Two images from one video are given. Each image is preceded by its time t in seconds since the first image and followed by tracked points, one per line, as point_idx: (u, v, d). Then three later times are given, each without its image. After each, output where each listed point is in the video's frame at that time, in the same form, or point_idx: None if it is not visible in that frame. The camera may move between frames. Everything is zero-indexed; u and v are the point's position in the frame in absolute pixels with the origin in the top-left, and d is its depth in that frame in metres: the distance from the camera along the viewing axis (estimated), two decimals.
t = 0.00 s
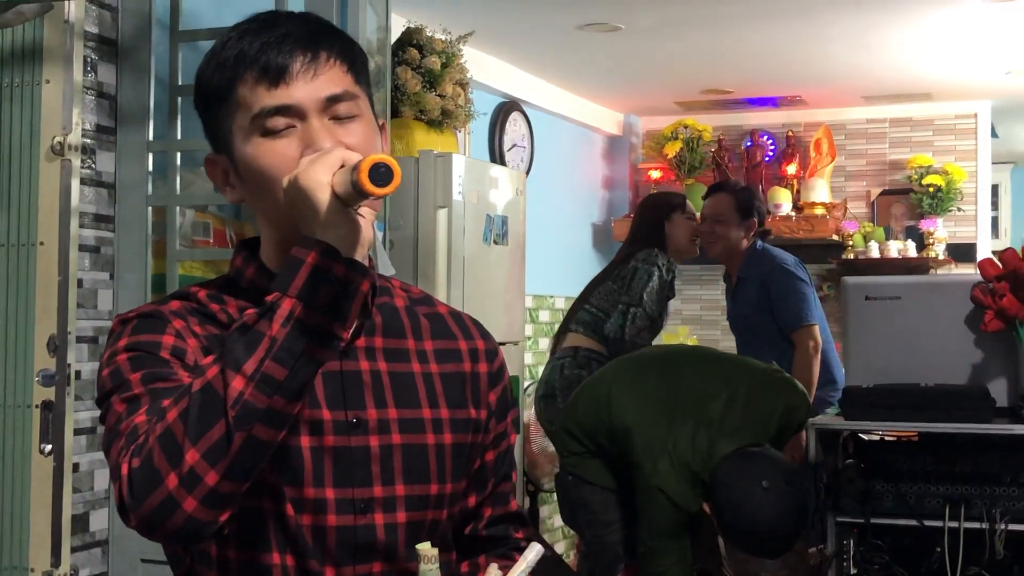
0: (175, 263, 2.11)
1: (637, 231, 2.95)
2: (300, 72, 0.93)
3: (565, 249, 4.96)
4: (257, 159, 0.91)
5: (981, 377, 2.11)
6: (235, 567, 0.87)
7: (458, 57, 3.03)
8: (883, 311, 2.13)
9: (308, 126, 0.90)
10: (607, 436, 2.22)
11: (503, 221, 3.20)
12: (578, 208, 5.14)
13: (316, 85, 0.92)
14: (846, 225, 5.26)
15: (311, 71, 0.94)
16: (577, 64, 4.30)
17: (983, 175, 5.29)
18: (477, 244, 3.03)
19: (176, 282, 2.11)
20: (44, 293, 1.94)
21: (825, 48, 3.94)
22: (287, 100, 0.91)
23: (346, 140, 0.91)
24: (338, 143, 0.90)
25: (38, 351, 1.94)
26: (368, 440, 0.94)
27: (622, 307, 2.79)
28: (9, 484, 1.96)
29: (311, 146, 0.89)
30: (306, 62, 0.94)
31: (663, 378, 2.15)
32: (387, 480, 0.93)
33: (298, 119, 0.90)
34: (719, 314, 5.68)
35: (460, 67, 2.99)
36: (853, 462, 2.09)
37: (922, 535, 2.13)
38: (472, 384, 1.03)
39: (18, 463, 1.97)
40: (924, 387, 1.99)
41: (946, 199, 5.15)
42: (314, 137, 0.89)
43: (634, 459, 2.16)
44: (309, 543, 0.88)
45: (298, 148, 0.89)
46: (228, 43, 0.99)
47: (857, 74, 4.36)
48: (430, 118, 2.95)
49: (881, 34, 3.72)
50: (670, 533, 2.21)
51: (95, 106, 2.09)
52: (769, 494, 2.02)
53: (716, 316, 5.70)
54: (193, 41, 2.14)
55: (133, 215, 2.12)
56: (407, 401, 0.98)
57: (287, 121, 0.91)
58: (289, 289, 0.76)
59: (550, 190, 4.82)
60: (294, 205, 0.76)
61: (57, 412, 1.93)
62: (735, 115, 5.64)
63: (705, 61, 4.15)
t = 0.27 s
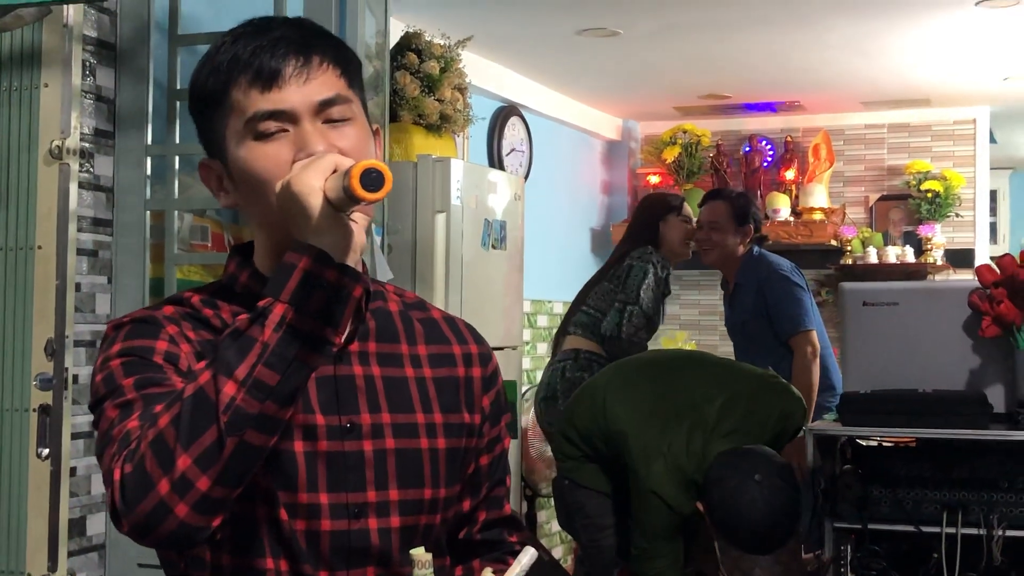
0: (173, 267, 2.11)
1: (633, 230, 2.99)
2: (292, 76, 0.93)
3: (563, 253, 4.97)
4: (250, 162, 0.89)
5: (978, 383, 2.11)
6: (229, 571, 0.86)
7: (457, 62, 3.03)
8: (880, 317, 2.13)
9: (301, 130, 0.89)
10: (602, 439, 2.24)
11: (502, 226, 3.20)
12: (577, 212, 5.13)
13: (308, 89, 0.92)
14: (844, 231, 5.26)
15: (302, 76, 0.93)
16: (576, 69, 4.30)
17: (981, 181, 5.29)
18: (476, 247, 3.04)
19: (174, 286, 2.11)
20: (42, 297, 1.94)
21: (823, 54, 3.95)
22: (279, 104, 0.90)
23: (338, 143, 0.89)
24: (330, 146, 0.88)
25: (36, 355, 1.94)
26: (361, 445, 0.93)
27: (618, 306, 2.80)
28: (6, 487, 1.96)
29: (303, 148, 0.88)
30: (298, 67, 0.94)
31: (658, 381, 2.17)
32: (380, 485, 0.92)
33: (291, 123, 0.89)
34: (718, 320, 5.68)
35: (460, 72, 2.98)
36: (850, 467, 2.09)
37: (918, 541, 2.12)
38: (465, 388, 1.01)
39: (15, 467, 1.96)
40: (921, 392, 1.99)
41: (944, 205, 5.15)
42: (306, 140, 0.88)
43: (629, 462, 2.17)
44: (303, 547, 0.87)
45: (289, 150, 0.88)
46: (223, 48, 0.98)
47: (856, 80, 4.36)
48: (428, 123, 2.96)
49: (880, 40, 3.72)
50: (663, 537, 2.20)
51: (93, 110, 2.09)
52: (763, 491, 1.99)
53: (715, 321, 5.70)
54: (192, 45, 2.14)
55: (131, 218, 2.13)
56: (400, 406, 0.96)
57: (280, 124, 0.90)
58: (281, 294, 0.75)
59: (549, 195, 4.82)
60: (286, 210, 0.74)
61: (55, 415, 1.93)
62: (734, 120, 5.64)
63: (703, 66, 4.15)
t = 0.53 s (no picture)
0: (173, 273, 2.10)
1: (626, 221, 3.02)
2: (287, 83, 0.92)
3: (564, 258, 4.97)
4: (244, 167, 0.88)
5: (976, 392, 2.11)
6: None
7: (456, 69, 3.04)
8: (878, 325, 2.14)
9: (295, 135, 0.87)
10: (600, 446, 2.24)
11: (501, 233, 3.21)
12: (576, 219, 5.14)
13: (303, 95, 0.90)
14: (844, 237, 5.27)
15: (297, 82, 0.92)
16: (576, 75, 4.31)
17: (981, 188, 5.30)
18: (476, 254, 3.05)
19: (173, 291, 2.11)
20: (42, 302, 1.94)
21: (823, 61, 3.95)
22: (275, 110, 0.89)
23: (333, 148, 0.88)
24: (324, 150, 0.86)
25: (35, 360, 1.94)
26: (357, 452, 0.92)
27: (614, 302, 2.81)
28: (5, 492, 1.96)
29: (297, 152, 0.86)
30: (292, 73, 0.93)
31: (656, 387, 2.18)
32: (376, 493, 0.91)
33: (286, 129, 0.88)
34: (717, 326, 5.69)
35: (459, 79, 2.98)
36: (848, 475, 2.08)
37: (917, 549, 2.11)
38: (460, 396, 1.01)
39: (14, 472, 1.96)
40: (921, 401, 1.98)
41: (943, 212, 5.16)
42: (301, 145, 0.87)
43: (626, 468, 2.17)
44: (299, 554, 0.87)
45: (284, 155, 0.86)
46: (218, 55, 0.97)
47: (855, 87, 4.37)
48: (428, 130, 2.96)
49: (879, 47, 3.73)
50: (659, 546, 2.18)
51: (93, 116, 2.09)
52: (761, 492, 1.99)
53: (714, 327, 5.70)
54: (193, 51, 2.11)
55: (131, 224, 2.13)
56: (395, 413, 0.96)
57: (275, 130, 0.88)
58: (275, 303, 0.74)
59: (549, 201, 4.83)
60: (282, 219, 0.74)
61: (54, 421, 1.93)
62: (734, 127, 5.64)
63: (703, 72, 4.16)
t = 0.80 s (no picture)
0: (176, 276, 2.11)
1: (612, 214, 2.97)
2: (286, 84, 0.92)
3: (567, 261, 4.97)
4: (244, 167, 0.87)
5: (978, 396, 2.11)
6: None
7: (459, 72, 3.04)
8: (881, 329, 2.14)
9: (295, 135, 0.87)
10: (601, 448, 2.24)
11: (504, 236, 3.21)
12: (578, 222, 5.14)
13: (303, 96, 0.90)
14: (846, 241, 5.27)
15: (297, 83, 0.92)
16: (578, 79, 4.31)
17: (983, 192, 5.29)
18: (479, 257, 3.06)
19: (176, 294, 2.12)
20: (45, 305, 1.95)
21: (825, 65, 3.95)
22: (275, 111, 0.89)
23: (332, 149, 0.88)
24: (323, 151, 0.87)
25: (39, 363, 1.95)
26: (358, 455, 0.92)
27: (614, 304, 2.82)
28: (8, 495, 1.96)
29: (297, 152, 0.86)
30: (292, 74, 0.93)
31: (659, 389, 2.18)
32: (377, 496, 0.91)
33: (286, 129, 0.88)
34: (719, 330, 5.68)
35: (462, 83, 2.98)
36: (851, 479, 2.07)
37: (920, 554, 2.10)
38: (461, 399, 1.01)
39: (17, 475, 1.96)
40: (923, 406, 1.99)
41: (946, 216, 5.15)
42: (300, 144, 0.86)
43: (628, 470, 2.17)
44: (300, 558, 0.87)
45: (284, 155, 0.86)
46: (219, 57, 0.97)
47: (858, 91, 4.37)
48: (431, 133, 2.96)
49: (882, 52, 3.73)
50: (660, 548, 2.19)
51: (97, 119, 2.09)
52: (765, 496, 2.03)
53: (716, 331, 5.70)
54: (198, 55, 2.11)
55: (134, 228, 2.13)
56: (396, 415, 0.96)
57: (275, 130, 0.88)
58: (274, 308, 0.73)
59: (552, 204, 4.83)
60: (282, 223, 0.72)
61: (57, 423, 1.93)
62: (736, 131, 5.65)
63: (706, 76, 4.16)
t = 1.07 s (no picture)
0: (180, 274, 2.12)
1: (630, 221, 2.83)
2: (290, 79, 0.91)
3: (571, 261, 4.97)
4: (245, 162, 0.87)
5: (983, 395, 2.10)
6: None
7: (463, 71, 3.04)
8: (886, 329, 2.13)
9: (297, 129, 0.87)
10: (606, 447, 2.23)
11: (507, 235, 3.21)
12: (582, 222, 5.14)
13: (306, 91, 0.90)
14: (850, 241, 5.26)
15: (301, 78, 0.92)
16: (582, 78, 4.31)
17: (988, 191, 5.29)
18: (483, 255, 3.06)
19: (181, 292, 2.13)
20: (49, 303, 1.95)
21: (829, 64, 3.95)
22: (278, 105, 0.89)
23: (335, 143, 0.88)
24: (325, 145, 0.86)
25: (42, 361, 1.95)
26: (361, 453, 0.92)
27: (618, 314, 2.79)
28: (11, 492, 1.97)
29: (298, 146, 0.86)
30: (296, 69, 0.93)
31: (666, 389, 2.17)
32: (380, 493, 0.91)
33: (288, 124, 0.88)
34: (723, 329, 5.68)
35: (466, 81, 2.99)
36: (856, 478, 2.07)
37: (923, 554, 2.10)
38: (465, 397, 1.00)
39: (21, 473, 1.97)
40: (927, 405, 1.98)
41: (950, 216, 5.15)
42: (302, 138, 0.86)
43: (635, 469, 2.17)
44: (302, 554, 0.86)
45: (285, 149, 0.86)
46: (223, 53, 0.97)
47: (862, 90, 4.37)
48: (435, 132, 2.96)
49: (887, 51, 3.73)
50: (665, 548, 2.20)
51: (101, 117, 2.10)
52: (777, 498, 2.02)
53: (720, 330, 5.70)
54: (200, 54, 2.13)
55: (138, 226, 2.13)
56: (398, 413, 0.95)
57: (277, 125, 0.88)
58: (276, 307, 0.73)
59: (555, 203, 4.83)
60: (283, 221, 0.72)
61: (61, 421, 1.93)
62: (740, 130, 5.64)
63: (710, 76, 4.16)
